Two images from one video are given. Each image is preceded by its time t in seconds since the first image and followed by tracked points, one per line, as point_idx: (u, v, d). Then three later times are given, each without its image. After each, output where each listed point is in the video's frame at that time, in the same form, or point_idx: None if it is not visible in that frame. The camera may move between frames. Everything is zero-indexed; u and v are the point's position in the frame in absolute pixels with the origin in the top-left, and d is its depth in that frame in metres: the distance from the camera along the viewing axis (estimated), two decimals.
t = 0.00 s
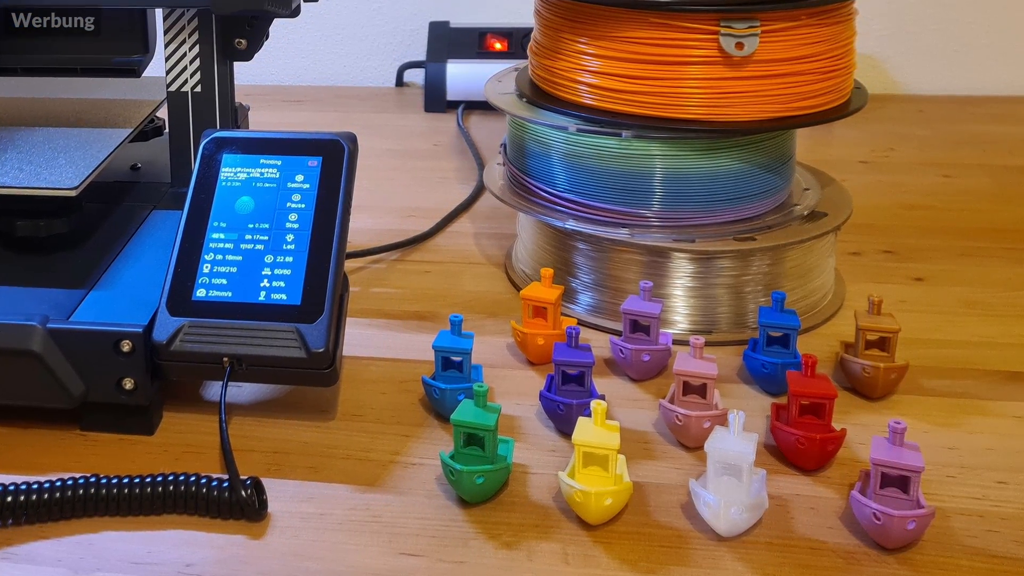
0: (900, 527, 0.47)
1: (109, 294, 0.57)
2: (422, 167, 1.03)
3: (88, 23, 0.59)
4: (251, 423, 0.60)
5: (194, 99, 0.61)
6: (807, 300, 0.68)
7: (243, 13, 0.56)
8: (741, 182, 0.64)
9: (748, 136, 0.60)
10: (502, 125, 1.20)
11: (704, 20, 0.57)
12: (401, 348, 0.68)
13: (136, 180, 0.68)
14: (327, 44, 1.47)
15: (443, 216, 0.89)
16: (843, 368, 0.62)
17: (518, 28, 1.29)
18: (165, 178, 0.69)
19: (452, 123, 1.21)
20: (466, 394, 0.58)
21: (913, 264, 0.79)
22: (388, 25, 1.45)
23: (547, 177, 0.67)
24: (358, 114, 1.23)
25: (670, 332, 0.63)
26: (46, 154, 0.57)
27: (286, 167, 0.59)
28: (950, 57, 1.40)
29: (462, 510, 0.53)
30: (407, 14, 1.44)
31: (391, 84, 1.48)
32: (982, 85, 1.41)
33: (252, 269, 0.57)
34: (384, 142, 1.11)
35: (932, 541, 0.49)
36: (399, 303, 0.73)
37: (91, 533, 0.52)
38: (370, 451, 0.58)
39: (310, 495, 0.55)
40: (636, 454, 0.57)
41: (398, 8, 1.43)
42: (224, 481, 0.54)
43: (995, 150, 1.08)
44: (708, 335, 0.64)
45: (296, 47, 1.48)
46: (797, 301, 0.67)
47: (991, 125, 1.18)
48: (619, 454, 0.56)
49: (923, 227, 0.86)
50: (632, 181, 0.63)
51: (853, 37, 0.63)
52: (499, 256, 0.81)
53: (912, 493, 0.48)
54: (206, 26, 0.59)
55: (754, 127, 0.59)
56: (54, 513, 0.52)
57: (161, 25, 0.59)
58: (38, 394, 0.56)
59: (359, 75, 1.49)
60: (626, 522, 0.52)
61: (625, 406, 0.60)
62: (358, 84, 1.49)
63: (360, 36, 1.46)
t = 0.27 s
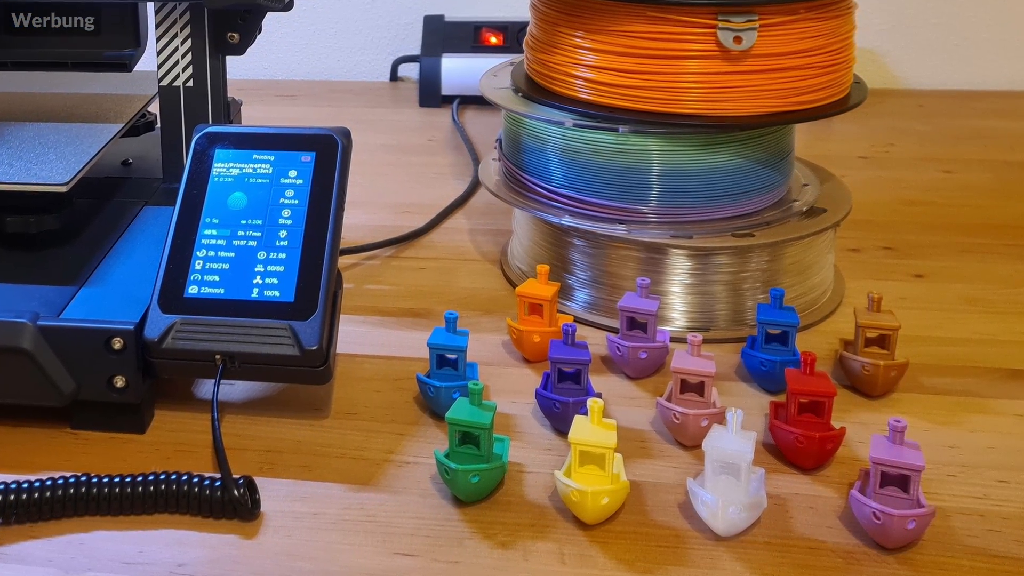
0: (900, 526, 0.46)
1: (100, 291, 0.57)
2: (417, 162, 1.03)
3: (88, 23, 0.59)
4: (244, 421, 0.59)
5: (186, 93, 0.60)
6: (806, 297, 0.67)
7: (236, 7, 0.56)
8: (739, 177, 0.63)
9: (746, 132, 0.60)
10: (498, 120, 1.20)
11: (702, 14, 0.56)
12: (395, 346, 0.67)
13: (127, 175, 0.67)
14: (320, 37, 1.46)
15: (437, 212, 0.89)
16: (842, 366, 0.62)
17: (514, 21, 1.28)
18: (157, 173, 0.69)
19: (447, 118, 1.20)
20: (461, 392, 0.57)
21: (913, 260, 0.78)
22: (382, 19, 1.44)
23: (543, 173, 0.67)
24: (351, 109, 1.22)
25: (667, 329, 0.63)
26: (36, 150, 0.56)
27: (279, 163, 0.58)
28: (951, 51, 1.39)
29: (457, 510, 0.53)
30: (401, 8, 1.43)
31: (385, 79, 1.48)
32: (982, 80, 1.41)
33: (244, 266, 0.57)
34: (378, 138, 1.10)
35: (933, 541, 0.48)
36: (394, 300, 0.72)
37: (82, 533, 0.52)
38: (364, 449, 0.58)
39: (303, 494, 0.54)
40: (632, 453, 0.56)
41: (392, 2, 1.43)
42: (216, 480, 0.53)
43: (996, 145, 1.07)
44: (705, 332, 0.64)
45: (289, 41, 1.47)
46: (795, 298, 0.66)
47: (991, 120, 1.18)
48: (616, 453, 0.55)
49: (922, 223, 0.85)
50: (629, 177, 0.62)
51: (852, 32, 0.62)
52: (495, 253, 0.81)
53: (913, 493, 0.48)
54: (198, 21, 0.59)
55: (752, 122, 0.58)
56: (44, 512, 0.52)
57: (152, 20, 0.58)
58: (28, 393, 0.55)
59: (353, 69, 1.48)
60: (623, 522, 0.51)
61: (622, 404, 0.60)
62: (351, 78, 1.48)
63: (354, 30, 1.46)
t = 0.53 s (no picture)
0: (900, 526, 0.46)
1: (91, 288, 0.56)
2: (411, 158, 1.02)
3: (88, 23, 0.58)
4: (236, 419, 0.59)
5: (177, 88, 0.60)
6: (805, 295, 0.67)
7: None
8: (737, 173, 0.62)
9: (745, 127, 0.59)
10: (494, 115, 1.19)
11: (700, 8, 0.56)
12: (389, 343, 0.67)
13: (119, 171, 0.66)
14: (314, 31, 1.45)
15: (432, 208, 0.88)
16: (841, 364, 0.61)
17: (509, 16, 1.28)
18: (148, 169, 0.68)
19: (442, 113, 1.20)
20: (456, 390, 0.57)
21: (913, 257, 0.77)
22: (377, 13, 1.43)
23: (539, 168, 0.66)
24: (345, 104, 1.22)
25: (665, 327, 0.62)
26: (26, 145, 0.55)
27: (272, 158, 0.58)
28: (951, 46, 1.39)
29: (452, 509, 0.52)
30: (395, 3, 1.42)
31: (379, 74, 1.47)
32: (982, 74, 1.40)
33: (237, 263, 0.56)
34: (372, 133, 1.10)
35: (933, 540, 0.48)
36: (388, 297, 0.72)
37: (72, 532, 0.51)
38: (358, 448, 0.57)
39: (297, 493, 0.53)
40: (629, 452, 0.55)
41: None
42: (209, 479, 0.52)
43: (997, 141, 1.07)
44: (703, 330, 0.63)
45: (283, 35, 1.46)
46: (794, 295, 0.65)
47: (992, 115, 1.17)
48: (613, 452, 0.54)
49: (922, 220, 0.85)
50: (626, 172, 0.62)
51: (852, 26, 0.62)
52: (490, 249, 0.80)
53: (913, 492, 0.47)
54: (190, 15, 0.58)
55: (751, 117, 0.57)
56: (35, 511, 0.51)
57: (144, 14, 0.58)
58: (18, 391, 0.54)
59: (347, 63, 1.47)
60: (620, 521, 0.50)
61: (618, 403, 0.59)
62: (345, 73, 1.48)
63: (348, 24, 1.45)
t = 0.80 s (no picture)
0: (900, 526, 0.45)
1: (83, 285, 0.56)
2: (406, 153, 1.01)
3: (88, 23, 0.58)
4: (229, 417, 0.58)
5: (169, 82, 0.59)
6: (804, 292, 0.66)
7: None
8: (736, 168, 0.62)
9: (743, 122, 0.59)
10: (489, 110, 1.18)
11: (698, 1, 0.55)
12: (384, 341, 0.66)
13: (110, 167, 0.66)
14: (308, 25, 1.45)
15: (427, 204, 0.87)
16: (841, 362, 0.60)
17: (505, 10, 1.27)
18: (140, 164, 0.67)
19: (437, 108, 1.19)
20: (451, 388, 0.56)
21: (913, 253, 0.77)
22: (371, 7, 1.43)
23: (535, 164, 0.65)
24: (340, 99, 1.21)
25: (662, 324, 0.62)
26: (17, 140, 0.55)
27: (265, 154, 0.57)
28: (951, 40, 1.38)
29: (447, 508, 0.51)
30: None
31: (373, 68, 1.47)
32: (983, 68, 1.39)
33: (230, 260, 0.55)
34: (366, 128, 1.09)
35: (933, 540, 0.47)
36: (383, 294, 0.71)
37: (63, 532, 0.50)
38: (352, 447, 0.56)
39: (290, 492, 0.53)
40: (626, 450, 0.55)
41: None
42: (201, 478, 0.52)
43: (998, 136, 1.06)
44: (701, 327, 0.62)
45: (277, 29, 1.46)
46: (793, 292, 0.65)
47: (993, 110, 1.17)
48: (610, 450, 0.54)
49: (922, 216, 0.84)
50: (623, 168, 0.61)
51: (851, 20, 0.61)
52: (486, 245, 0.79)
53: (913, 491, 0.46)
54: (183, 8, 0.58)
55: (749, 112, 0.57)
56: (25, 510, 0.50)
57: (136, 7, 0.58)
58: (8, 389, 0.54)
59: (341, 58, 1.47)
60: (617, 520, 0.50)
61: (615, 401, 0.59)
62: (339, 67, 1.47)
63: (342, 18, 1.44)
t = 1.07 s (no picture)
0: (900, 525, 0.44)
1: (74, 282, 0.55)
2: (401, 148, 1.01)
3: (88, 23, 0.58)
4: (222, 415, 0.58)
5: (161, 77, 0.59)
6: (803, 289, 0.65)
7: None
8: (734, 164, 0.61)
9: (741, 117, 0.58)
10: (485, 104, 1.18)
11: None
12: (378, 338, 0.65)
13: (102, 162, 0.65)
14: (301, 19, 1.45)
15: (422, 200, 0.87)
16: (840, 359, 0.60)
17: (501, 4, 1.26)
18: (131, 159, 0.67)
19: (432, 103, 1.19)
20: (446, 386, 0.55)
21: (914, 250, 0.76)
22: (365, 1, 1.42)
23: (531, 160, 0.65)
24: (333, 93, 1.20)
25: (660, 322, 0.61)
26: (7, 136, 0.54)
27: (258, 149, 0.57)
28: (952, 34, 1.37)
29: (442, 508, 0.51)
30: None
31: (367, 62, 1.46)
32: (983, 63, 1.39)
33: (222, 256, 0.55)
34: (360, 123, 1.09)
35: (933, 540, 0.47)
36: (377, 291, 0.71)
37: (54, 531, 0.50)
38: (346, 445, 0.56)
39: (283, 492, 0.52)
40: (624, 449, 0.54)
41: None
42: (193, 477, 0.51)
43: (999, 131, 1.05)
44: (699, 324, 0.62)
45: (271, 24, 1.46)
46: (792, 289, 0.64)
47: (994, 105, 1.16)
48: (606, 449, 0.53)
49: (922, 212, 0.83)
50: (620, 164, 0.61)
51: (851, 13, 0.61)
52: (481, 242, 0.79)
53: (913, 490, 0.46)
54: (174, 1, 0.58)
55: (748, 107, 0.56)
56: (16, 510, 0.50)
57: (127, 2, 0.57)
58: None
59: (335, 52, 1.47)
60: (614, 520, 0.49)
61: (612, 399, 0.58)
62: (333, 61, 1.47)
63: (336, 12, 1.44)
